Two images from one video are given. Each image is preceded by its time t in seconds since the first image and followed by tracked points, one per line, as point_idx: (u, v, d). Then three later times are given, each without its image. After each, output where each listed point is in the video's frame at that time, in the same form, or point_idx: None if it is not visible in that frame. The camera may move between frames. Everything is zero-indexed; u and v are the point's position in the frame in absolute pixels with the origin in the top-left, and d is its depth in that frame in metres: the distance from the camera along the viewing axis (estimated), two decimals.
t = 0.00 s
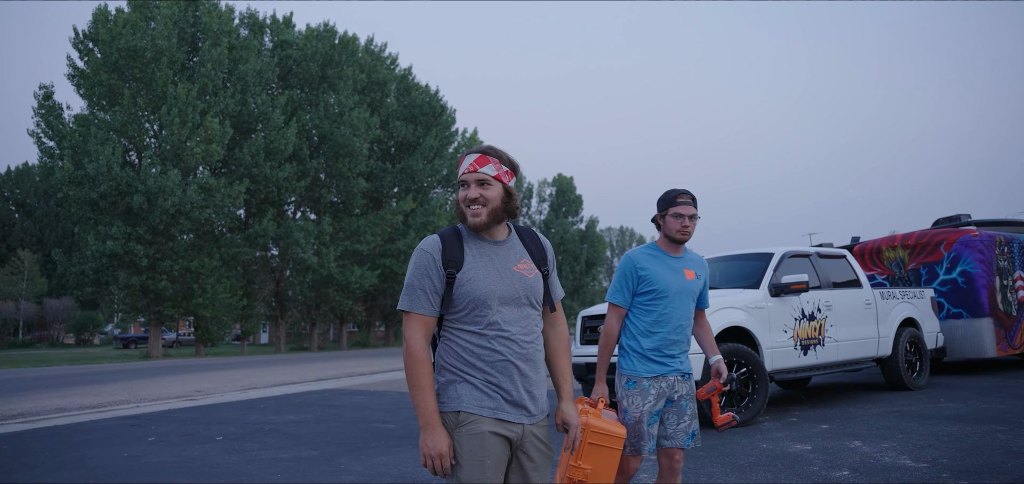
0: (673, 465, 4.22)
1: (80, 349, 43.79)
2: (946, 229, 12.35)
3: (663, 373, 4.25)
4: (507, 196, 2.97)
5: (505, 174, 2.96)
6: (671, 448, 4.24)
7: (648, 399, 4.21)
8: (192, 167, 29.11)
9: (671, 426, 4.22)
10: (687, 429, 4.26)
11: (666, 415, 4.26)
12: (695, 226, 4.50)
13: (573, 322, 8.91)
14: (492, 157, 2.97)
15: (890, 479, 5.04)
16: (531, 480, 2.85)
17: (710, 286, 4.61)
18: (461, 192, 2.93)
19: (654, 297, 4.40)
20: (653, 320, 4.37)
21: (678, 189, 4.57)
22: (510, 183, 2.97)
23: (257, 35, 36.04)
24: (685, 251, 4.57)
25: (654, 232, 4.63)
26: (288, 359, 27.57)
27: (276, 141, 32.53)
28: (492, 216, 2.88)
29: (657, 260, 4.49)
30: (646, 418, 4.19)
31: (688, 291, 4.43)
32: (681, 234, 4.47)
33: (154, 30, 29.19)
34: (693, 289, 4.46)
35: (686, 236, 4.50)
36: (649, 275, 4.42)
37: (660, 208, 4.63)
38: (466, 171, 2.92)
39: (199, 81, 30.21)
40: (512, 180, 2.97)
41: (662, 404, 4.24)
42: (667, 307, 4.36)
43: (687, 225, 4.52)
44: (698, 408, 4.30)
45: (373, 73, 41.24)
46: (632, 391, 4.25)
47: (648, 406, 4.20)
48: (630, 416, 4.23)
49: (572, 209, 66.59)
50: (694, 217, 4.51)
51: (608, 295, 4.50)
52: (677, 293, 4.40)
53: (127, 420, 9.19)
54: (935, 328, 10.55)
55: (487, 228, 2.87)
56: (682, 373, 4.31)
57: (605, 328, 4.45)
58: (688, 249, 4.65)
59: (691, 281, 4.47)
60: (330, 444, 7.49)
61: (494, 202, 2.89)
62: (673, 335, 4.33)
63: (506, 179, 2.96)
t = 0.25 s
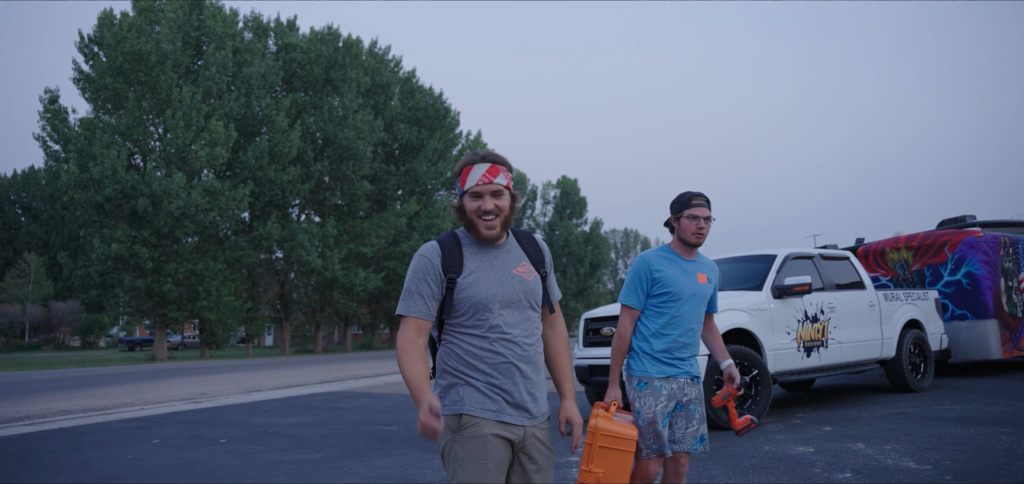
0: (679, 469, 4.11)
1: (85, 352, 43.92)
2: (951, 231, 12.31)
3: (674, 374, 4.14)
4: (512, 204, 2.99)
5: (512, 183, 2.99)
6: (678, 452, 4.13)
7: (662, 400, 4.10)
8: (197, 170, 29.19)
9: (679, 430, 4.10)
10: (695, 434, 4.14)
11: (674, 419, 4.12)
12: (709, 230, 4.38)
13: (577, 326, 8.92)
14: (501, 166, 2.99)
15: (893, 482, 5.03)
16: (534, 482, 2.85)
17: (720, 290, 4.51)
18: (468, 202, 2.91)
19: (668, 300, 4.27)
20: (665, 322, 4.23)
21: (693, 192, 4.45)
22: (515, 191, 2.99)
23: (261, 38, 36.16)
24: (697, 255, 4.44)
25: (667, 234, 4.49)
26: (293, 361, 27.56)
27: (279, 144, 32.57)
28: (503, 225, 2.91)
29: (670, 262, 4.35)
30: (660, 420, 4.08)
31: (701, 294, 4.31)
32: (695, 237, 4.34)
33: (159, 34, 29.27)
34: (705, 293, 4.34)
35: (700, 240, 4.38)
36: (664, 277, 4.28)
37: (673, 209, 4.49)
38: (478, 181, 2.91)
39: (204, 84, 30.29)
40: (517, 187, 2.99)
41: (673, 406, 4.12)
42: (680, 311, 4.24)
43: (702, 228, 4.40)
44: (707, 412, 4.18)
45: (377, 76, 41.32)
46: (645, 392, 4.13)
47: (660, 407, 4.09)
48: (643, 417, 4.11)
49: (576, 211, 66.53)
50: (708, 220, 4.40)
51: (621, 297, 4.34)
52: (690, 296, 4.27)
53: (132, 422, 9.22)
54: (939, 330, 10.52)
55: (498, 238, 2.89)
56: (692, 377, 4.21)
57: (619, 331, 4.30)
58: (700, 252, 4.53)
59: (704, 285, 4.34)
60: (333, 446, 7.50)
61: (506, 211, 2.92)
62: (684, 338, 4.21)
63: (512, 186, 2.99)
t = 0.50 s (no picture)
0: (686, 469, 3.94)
1: (92, 351, 44.12)
2: (956, 228, 12.27)
3: (683, 373, 3.97)
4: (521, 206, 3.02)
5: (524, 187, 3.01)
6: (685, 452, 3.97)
7: (675, 397, 3.92)
8: (203, 169, 29.29)
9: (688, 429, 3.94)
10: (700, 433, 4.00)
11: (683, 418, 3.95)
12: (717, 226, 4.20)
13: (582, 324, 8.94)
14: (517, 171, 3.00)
15: (895, 479, 5.03)
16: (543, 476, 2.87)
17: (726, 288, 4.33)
18: (487, 204, 2.86)
19: (677, 298, 4.07)
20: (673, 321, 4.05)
21: (699, 188, 4.28)
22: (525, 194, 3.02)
23: (266, 38, 36.25)
24: (705, 251, 4.25)
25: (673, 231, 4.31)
26: (298, 360, 27.65)
27: (284, 144, 32.63)
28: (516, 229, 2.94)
29: (678, 260, 4.16)
30: (674, 417, 3.89)
31: (709, 292, 4.13)
32: (703, 233, 4.16)
33: (164, 34, 29.37)
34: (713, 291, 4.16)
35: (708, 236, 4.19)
36: (672, 275, 4.09)
37: (679, 205, 4.29)
38: (502, 184, 2.87)
39: (209, 84, 30.38)
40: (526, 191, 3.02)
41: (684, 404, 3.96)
42: (690, 310, 4.05)
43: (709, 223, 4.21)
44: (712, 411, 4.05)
45: (381, 75, 41.37)
46: (656, 389, 3.94)
47: (674, 403, 3.91)
48: (657, 415, 3.91)
49: (581, 209, 66.49)
50: (716, 215, 4.23)
51: (628, 295, 4.13)
52: (699, 295, 4.09)
53: (139, 421, 9.27)
54: (944, 328, 10.49)
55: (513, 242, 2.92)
56: (700, 376, 4.04)
57: (626, 330, 4.10)
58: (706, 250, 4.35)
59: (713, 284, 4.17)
60: (338, 444, 7.53)
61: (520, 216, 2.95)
62: (693, 337, 4.03)
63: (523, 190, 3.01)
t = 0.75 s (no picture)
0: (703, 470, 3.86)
1: (103, 346, 44.40)
2: (966, 223, 12.20)
3: (703, 371, 3.88)
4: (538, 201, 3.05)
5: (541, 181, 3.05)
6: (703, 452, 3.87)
7: (695, 398, 3.83)
8: (211, 165, 29.42)
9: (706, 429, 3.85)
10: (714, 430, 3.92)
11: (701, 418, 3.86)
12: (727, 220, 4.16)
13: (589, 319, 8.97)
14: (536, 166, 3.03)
15: (901, 475, 5.03)
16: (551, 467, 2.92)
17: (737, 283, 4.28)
18: (511, 196, 2.89)
19: (693, 294, 3.99)
20: (690, 318, 3.96)
21: (705, 182, 4.24)
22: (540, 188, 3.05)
23: (274, 33, 36.30)
24: (716, 246, 4.19)
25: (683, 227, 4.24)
26: (307, 355, 27.75)
27: (293, 140, 32.71)
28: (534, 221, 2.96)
29: (690, 256, 4.09)
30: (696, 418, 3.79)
31: (722, 287, 4.08)
32: (714, 227, 4.10)
33: (173, 30, 29.49)
34: (725, 287, 4.11)
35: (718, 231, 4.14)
36: (686, 272, 4.00)
37: (688, 201, 4.23)
38: (526, 178, 2.91)
39: (218, 80, 30.49)
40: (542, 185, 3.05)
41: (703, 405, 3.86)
42: (707, 305, 3.98)
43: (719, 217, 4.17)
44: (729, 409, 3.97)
45: (389, 70, 41.40)
46: (677, 391, 3.84)
47: (695, 404, 3.81)
48: (678, 417, 3.80)
49: (590, 204, 66.37)
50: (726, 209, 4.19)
51: (642, 294, 4.03)
52: (713, 290, 4.03)
53: (148, 415, 9.36)
54: (952, 323, 10.46)
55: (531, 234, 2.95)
56: (717, 374, 3.96)
57: (641, 330, 4.00)
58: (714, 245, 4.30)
59: (726, 278, 4.11)
60: (345, 438, 7.58)
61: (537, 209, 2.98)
62: (709, 333, 3.95)
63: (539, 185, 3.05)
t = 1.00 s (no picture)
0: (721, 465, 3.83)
1: (113, 342, 44.70)
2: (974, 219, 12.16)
3: (721, 367, 3.79)
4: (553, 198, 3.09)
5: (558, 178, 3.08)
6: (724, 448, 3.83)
7: (711, 395, 3.76)
8: (220, 161, 29.53)
9: (726, 426, 3.79)
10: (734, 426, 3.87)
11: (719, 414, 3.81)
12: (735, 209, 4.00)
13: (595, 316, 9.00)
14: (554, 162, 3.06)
15: (905, 471, 5.03)
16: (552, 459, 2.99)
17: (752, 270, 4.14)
18: (536, 190, 2.92)
19: (703, 288, 3.88)
20: (702, 312, 3.86)
21: (710, 171, 4.09)
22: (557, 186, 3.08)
23: (281, 30, 36.35)
24: (725, 236, 4.06)
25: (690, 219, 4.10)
26: (315, 351, 27.86)
27: (300, 136, 32.81)
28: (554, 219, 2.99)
29: (699, 247, 3.96)
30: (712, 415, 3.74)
31: (734, 278, 3.96)
32: (722, 218, 3.96)
33: (180, 27, 29.61)
34: (738, 277, 3.99)
35: (727, 220, 4.00)
36: (695, 264, 3.89)
37: (694, 192, 4.10)
38: (550, 172, 2.94)
39: (225, 77, 30.59)
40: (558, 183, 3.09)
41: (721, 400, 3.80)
42: (718, 298, 3.87)
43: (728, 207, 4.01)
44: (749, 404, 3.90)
45: (396, 66, 41.43)
46: (693, 388, 3.77)
47: (711, 402, 3.75)
48: (694, 414, 3.76)
49: (597, 200, 66.33)
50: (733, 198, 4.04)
51: (651, 290, 3.93)
52: (725, 282, 3.92)
53: (157, 410, 9.43)
54: (959, 320, 10.43)
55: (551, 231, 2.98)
56: (736, 368, 3.88)
57: (652, 326, 3.90)
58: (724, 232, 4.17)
59: (738, 268, 3.99)
60: (352, 433, 7.63)
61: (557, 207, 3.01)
62: (723, 325, 3.85)
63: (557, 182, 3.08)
